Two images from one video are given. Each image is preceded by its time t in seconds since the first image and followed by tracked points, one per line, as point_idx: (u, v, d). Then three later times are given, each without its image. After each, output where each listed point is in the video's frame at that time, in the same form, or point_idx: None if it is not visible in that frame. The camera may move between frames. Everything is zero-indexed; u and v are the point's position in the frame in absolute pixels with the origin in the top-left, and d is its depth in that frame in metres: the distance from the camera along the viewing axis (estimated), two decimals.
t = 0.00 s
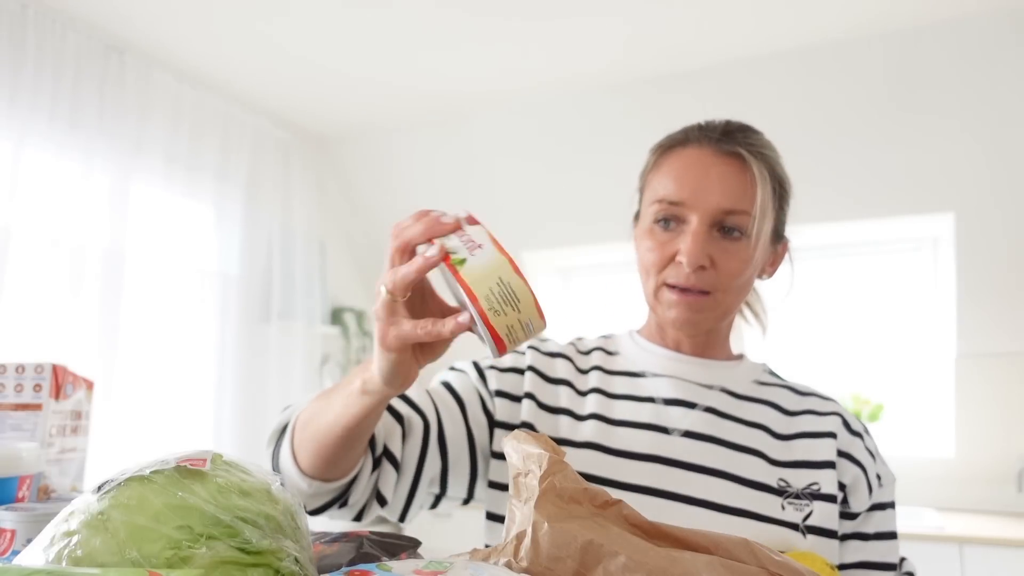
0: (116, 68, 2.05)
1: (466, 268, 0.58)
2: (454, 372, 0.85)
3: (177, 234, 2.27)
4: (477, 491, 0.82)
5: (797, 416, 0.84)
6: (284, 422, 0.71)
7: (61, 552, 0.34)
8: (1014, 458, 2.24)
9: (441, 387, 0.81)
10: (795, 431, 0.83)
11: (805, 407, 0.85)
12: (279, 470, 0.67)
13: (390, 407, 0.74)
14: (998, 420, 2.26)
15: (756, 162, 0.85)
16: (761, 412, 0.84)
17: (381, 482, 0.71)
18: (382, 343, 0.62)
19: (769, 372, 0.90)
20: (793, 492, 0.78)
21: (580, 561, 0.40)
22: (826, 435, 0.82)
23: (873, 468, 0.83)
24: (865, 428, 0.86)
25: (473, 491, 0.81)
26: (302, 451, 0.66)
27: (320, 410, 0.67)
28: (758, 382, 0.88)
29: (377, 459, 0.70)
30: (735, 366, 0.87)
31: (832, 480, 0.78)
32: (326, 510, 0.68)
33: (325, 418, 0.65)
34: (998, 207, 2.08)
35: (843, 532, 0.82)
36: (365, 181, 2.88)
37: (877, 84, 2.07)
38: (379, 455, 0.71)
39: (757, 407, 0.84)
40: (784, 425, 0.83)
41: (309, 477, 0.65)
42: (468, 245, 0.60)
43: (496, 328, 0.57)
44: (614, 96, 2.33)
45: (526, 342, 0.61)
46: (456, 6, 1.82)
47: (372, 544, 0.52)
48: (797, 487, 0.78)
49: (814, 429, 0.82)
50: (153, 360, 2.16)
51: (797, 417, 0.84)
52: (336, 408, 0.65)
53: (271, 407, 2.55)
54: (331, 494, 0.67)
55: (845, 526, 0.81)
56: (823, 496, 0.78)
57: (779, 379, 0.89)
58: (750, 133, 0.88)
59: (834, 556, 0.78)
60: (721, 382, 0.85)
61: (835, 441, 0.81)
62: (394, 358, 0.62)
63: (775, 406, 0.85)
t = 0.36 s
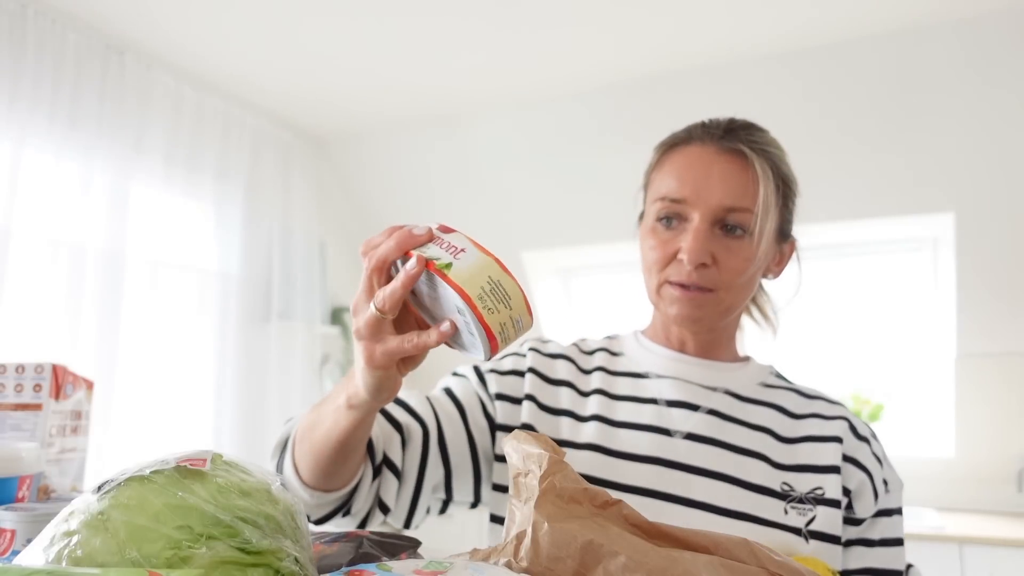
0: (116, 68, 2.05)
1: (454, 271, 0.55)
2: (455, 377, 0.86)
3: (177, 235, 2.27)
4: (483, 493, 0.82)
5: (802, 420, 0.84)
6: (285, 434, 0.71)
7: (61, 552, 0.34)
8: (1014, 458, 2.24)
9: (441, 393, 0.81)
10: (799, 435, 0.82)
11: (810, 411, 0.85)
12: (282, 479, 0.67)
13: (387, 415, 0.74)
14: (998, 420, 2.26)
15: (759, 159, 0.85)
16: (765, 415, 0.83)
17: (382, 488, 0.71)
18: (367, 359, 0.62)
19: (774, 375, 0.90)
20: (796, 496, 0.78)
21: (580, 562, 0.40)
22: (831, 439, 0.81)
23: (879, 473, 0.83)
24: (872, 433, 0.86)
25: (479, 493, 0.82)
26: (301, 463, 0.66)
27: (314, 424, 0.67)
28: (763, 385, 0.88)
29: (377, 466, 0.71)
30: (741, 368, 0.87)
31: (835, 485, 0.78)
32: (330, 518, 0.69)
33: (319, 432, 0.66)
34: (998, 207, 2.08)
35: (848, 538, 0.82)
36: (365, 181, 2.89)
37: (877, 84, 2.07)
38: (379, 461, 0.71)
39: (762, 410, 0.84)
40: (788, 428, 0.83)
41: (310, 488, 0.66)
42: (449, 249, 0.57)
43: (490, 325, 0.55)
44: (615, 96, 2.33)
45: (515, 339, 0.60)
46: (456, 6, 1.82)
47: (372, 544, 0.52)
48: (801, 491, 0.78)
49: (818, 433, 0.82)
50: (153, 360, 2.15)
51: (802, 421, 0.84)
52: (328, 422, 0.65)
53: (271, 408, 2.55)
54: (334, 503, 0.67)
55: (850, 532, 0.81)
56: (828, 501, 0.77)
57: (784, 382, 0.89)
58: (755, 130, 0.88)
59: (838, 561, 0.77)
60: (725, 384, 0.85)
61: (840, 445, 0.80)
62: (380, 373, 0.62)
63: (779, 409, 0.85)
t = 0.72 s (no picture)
0: (116, 69, 2.05)
1: (450, 273, 0.56)
2: (456, 380, 0.86)
3: (177, 235, 2.27)
4: (486, 495, 0.82)
5: (804, 421, 0.84)
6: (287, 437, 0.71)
7: (61, 552, 0.34)
8: (1013, 458, 2.25)
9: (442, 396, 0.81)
10: (802, 436, 0.82)
11: (813, 412, 0.85)
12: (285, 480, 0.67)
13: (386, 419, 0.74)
14: (999, 419, 2.27)
15: (762, 159, 0.84)
16: (767, 415, 0.83)
17: (382, 492, 0.72)
18: (359, 362, 0.61)
19: (777, 376, 0.90)
20: (798, 498, 0.78)
21: (581, 562, 0.40)
22: (834, 440, 0.81)
23: (882, 475, 0.83)
24: (875, 434, 0.86)
25: (481, 496, 0.82)
26: (301, 466, 0.66)
27: (314, 426, 0.67)
28: (765, 385, 0.87)
29: (377, 470, 0.71)
30: (744, 368, 0.87)
31: (838, 486, 0.78)
32: (332, 523, 0.69)
33: (319, 435, 0.66)
34: (998, 207, 2.08)
35: (850, 540, 0.82)
36: (365, 181, 2.89)
37: (876, 85, 2.07)
38: (379, 465, 0.71)
39: (764, 411, 0.84)
40: (789, 429, 0.83)
41: (310, 491, 0.66)
42: (448, 253, 0.58)
43: (480, 330, 0.55)
44: (614, 96, 2.33)
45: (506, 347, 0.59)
46: (455, 6, 1.82)
47: (372, 544, 0.52)
48: (803, 492, 0.78)
49: (821, 434, 0.82)
50: (153, 360, 2.15)
51: (804, 421, 0.84)
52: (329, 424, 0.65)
53: (272, 408, 2.55)
54: (334, 507, 0.67)
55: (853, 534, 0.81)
56: (830, 503, 0.77)
57: (787, 383, 0.89)
58: (757, 129, 0.88)
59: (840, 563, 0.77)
60: (727, 385, 0.85)
61: (843, 447, 0.80)
62: (376, 376, 0.62)
63: (782, 410, 0.85)
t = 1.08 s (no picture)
0: (116, 68, 2.05)
1: (430, 270, 0.56)
2: (456, 382, 0.86)
3: (177, 234, 2.27)
4: (487, 496, 0.82)
5: (805, 422, 0.84)
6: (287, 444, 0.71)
7: (61, 552, 0.34)
8: (1013, 458, 2.25)
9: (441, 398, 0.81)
10: (803, 437, 0.82)
11: (814, 413, 0.85)
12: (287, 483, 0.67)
13: (385, 422, 0.74)
14: (999, 420, 2.27)
15: (761, 159, 0.84)
16: (767, 416, 0.83)
17: (383, 495, 0.71)
18: (348, 366, 0.61)
19: (778, 376, 0.90)
20: (799, 499, 0.78)
21: (580, 562, 0.40)
22: (835, 441, 0.81)
23: (884, 476, 0.83)
24: (877, 435, 0.86)
25: (483, 497, 0.82)
26: (301, 471, 0.66)
27: (309, 432, 0.67)
28: (766, 386, 0.87)
29: (377, 473, 0.71)
30: (744, 369, 0.87)
31: (838, 488, 0.78)
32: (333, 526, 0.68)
33: (314, 440, 0.66)
34: (999, 207, 2.08)
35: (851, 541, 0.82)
36: (365, 181, 2.88)
37: (876, 85, 2.07)
38: (379, 468, 0.71)
39: (764, 412, 0.84)
40: (790, 429, 0.83)
41: (310, 495, 0.66)
42: (427, 251, 0.58)
43: (463, 326, 0.56)
44: (614, 96, 2.33)
45: (490, 341, 0.60)
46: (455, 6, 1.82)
47: (372, 544, 0.52)
48: (803, 494, 0.78)
49: (822, 435, 0.82)
50: (153, 360, 2.16)
51: (806, 423, 0.84)
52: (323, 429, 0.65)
53: (272, 409, 2.55)
54: (336, 511, 0.67)
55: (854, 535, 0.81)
56: (831, 504, 0.77)
57: (788, 383, 0.89)
58: (757, 128, 0.88)
59: (840, 564, 0.77)
60: (728, 385, 0.85)
61: (844, 448, 0.80)
62: (364, 380, 0.62)
63: (783, 410, 0.85)
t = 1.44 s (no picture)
0: (116, 68, 2.05)
1: (432, 267, 0.56)
2: (456, 384, 0.86)
3: (176, 234, 2.27)
4: (489, 498, 0.82)
5: (806, 422, 0.84)
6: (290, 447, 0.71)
7: (61, 552, 0.34)
8: (1013, 458, 2.25)
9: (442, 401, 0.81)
10: (804, 437, 0.82)
11: (814, 413, 0.85)
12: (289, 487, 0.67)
13: (386, 425, 0.75)
14: (998, 420, 2.27)
15: (759, 158, 0.84)
16: (768, 417, 0.83)
17: (385, 497, 0.71)
18: (348, 366, 0.61)
19: (778, 376, 0.90)
20: (800, 499, 0.78)
21: (580, 562, 0.40)
22: (836, 442, 0.81)
23: (885, 476, 0.83)
24: (878, 435, 0.86)
25: (485, 499, 0.82)
26: (302, 474, 0.66)
27: (309, 435, 0.67)
28: (767, 386, 0.87)
29: (379, 475, 0.71)
30: (744, 369, 0.87)
31: (839, 488, 0.78)
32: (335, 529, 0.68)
33: (315, 442, 0.66)
34: (998, 207, 2.08)
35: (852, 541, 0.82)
36: (366, 181, 2.88)
37: (876, 85, 2.07)
38: (381, 470, 0.71)
39: (764, 413, 0.84)
40: (790, 429, 0.83)
41: (312, 499, 0.66)
42: (428, 248, 0.58)
43: (464, 322, 0.56)
44: (614, 96, 2.33)
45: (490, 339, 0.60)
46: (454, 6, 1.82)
47: (372, 544, 0.52)
48: (804, 494, 0.78)
49: (823, 436, 0.82)
50: (153, 359, 2.16)
51: (806, 423, 0.84)
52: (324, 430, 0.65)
53: (273, 408, 2.55)
54: (337, 515, 0.67)
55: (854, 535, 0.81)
56: (832, 504, 0.77)
57: (789, 383, 0.89)
58: (755, 127, 0.88)
59: (840, 564, 0.77)
60: (728, 386, 0.85)
61: (845, 448, 0.80)
62: (365, 381, 0.62)
63: (783, 411, 0.85)
